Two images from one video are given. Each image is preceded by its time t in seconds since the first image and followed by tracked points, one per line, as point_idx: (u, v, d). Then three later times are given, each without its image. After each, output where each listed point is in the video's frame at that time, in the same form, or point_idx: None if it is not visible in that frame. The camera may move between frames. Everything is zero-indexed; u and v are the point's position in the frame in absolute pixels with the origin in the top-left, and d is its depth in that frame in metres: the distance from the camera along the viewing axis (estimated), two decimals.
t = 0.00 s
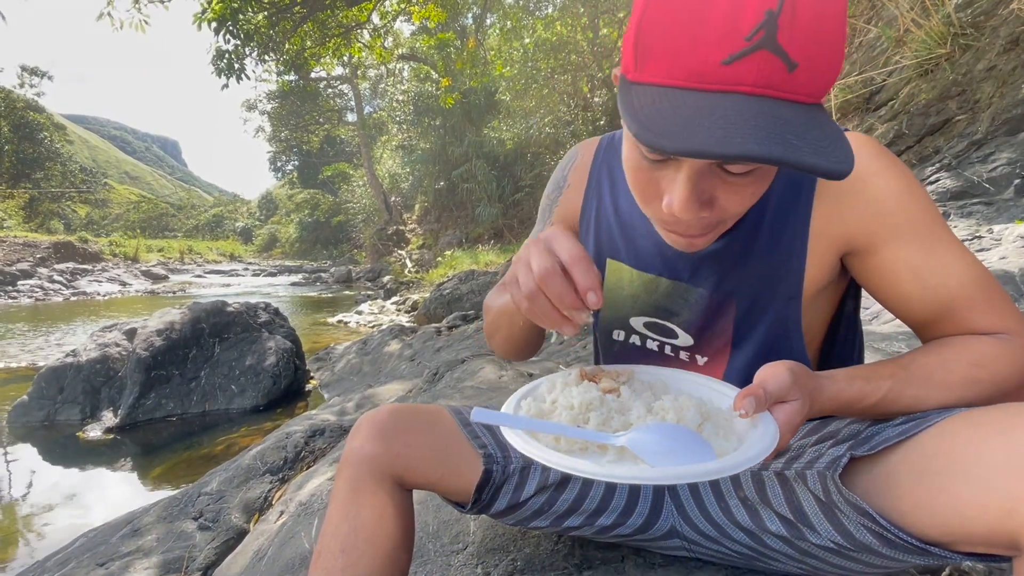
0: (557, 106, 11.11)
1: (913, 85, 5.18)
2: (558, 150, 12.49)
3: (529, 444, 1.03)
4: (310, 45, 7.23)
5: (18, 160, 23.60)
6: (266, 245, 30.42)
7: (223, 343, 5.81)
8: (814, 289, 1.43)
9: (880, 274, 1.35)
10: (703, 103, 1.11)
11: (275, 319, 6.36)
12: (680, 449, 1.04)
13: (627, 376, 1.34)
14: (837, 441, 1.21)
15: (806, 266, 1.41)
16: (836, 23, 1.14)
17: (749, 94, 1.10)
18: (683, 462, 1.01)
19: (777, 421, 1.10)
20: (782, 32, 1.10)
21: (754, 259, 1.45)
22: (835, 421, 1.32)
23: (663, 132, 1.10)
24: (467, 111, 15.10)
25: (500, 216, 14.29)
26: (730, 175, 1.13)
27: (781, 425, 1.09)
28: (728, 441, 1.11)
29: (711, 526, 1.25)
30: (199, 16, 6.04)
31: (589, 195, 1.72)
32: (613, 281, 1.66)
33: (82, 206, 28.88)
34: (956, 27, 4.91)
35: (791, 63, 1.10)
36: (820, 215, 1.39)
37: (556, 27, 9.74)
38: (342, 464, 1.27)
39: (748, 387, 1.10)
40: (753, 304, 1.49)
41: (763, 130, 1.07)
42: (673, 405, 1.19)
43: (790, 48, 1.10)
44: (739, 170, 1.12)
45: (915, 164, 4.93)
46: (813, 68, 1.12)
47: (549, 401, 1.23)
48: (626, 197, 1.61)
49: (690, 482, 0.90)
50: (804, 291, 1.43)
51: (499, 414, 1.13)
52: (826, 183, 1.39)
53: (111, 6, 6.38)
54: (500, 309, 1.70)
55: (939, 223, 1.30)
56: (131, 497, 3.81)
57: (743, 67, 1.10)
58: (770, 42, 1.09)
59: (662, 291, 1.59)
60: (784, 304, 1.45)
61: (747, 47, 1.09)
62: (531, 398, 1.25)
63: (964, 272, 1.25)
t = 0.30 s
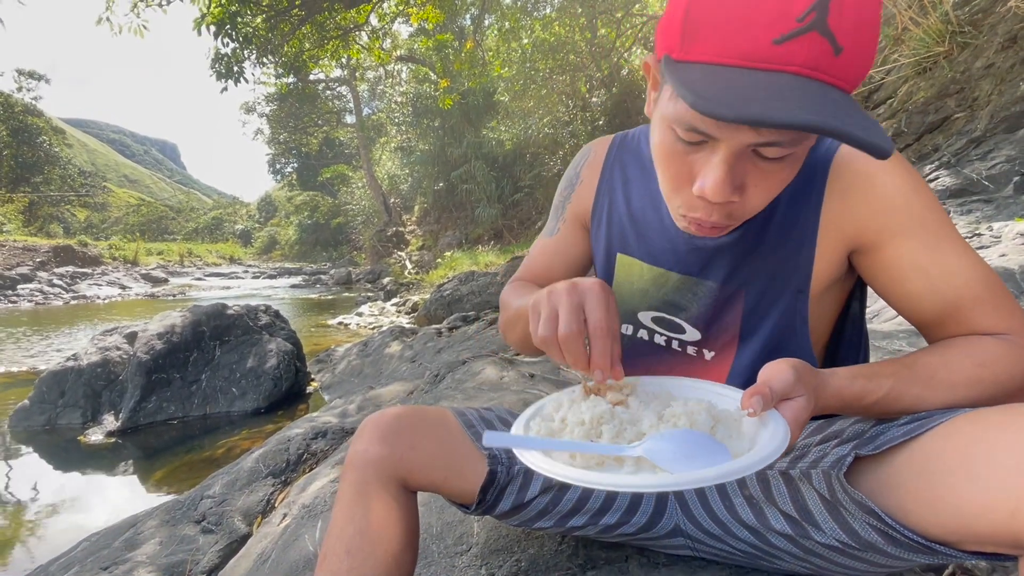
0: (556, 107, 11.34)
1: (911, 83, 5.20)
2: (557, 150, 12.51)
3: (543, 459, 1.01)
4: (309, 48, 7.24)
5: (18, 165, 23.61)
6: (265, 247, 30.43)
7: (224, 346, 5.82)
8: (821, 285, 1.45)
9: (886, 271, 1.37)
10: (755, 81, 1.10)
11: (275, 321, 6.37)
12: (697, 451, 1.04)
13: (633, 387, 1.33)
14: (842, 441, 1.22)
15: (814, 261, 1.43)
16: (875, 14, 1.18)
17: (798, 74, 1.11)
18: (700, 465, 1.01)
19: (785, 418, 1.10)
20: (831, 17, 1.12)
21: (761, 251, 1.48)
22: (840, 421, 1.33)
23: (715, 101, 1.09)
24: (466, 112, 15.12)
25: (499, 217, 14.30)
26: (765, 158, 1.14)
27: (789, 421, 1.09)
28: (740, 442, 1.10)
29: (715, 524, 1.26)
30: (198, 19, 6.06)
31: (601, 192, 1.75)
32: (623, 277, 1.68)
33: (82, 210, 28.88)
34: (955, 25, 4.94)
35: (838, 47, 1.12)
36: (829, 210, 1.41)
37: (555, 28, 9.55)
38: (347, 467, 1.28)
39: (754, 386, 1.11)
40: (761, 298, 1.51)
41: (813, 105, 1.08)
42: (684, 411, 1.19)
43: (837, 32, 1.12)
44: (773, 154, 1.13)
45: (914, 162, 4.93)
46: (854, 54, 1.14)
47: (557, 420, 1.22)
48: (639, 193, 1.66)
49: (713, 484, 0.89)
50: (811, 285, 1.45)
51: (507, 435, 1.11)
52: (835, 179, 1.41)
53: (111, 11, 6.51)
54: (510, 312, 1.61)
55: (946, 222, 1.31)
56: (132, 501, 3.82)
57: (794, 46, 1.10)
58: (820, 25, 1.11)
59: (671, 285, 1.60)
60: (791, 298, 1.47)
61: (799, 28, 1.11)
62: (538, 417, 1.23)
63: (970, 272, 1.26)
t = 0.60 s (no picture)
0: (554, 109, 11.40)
1: (908, 83, 5.21)
2: (555, 152, 12.51)
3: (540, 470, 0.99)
4: (307, 51, 7.25)
5: (16, 170, 23.61)
6: (264, 251, 30.42)
7: (223, 350, 5.81)
8: (823, 288, 1.44)
9: (887, 272, 1.36)
10: (792, 78, 1.10)
11: (275, 325, 6.36)
12: (694, 451, 1.03)
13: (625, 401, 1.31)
14: (840, 446, 1.22)
15: (816, 263, 1.43)
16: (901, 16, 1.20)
17: (834, 73, 1.12)
18: (700, 462, 1.00)
19: (777, 420, 1.10)
20: (867, 17, 1.13)
21: (761, 253, 1.48)
22: (839, 425, 1.32)
23: (757, 96, 1.08)
24: (464, 114, 15.14)
25: (498, 218, 14.30)
26: (790, 158, 1.15)
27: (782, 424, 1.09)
28: (735, 441, 1.09)
29: (713, 529, 1.25)
30: (194, 23, 6.06)
31: (604, 195, 1.75)
32: (627, 280, 1.68)
33: (81, 215, 28.85)
34: (951, 25, 4.97)
35: (871, 49, 1.14)
36: (831, 211, 1.41)
37: (552, 30, 9.45)
38: (343, 474, 1.27)
39: (743, 390, 1.11)
40: (762, 300, 1.50)
41: (852, 102, 1.09)
42: (678, 414, 1.18)
43: (873, 33, 1.13)
44: (798, 154, 1.14)
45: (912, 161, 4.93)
46: (885, 55, 1.16)
47: (552, 434, 1.19)
48: (643, 197, 1.66)
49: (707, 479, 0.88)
50: (813, 288, 1.44)
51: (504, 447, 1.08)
52: (838, 180, 1.41)
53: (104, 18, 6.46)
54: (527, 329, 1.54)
55: (947, 225, 1.32)
56: (131, 507, 3.81)
57: (831, 46, 1.11)
58: (857, 25, 1.12)
59: (676, 287, 1.60)
60: (793, 300, 1.46)
61: (837, 28, 1.11)
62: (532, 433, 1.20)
63: (970, 275, 1.26)
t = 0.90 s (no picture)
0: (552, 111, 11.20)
1: (904, 82, 5.22)
2: (552, 154, 12.52)
3: (545, 481, 0.97)
4: (304, 55, 7.26)
5: (15, 176, 23.61)
6: (263, 255, 30.42)
7: (222, 355, 5.80)
8: (822, 285, 1.44)
9: (886, 270, 1.36)
10: (800, 69, 1.10)
11: (274, 329, 6.36)
12: (698, 458, 1.03)
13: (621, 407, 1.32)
14: (840, 445, 1.21)
15: (815, 260, 1.43)
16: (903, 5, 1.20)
17: (841, 64, 1.11)
18: (706, 470, 1.00)
19: (778, 423, 1.09)
20: (872, 7, 1.13)
21: (760, 250, 1.48)
22: (837, 425, 1.32)
23: (767, 85, 1.07)
24: (462, 117, 15.16)
25: (497, 221, 14.31)
26: (796, 149, 1.14)
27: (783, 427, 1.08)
28: (738, 445, 1.10)
29: (712, 528, 1.25)
30: (192, 28, 6.08)
31: (602, 194, 1.74)
32: (626, 279, 1.67)
33: (80, 221, 28.83)
34: (946, 24, 4.99)
35: (876, 39, 1.13)
36: (829, 209, 1.40)
37: (549, 32, 9.47)
38: (340, 477, 1.26)
39: (744, 393, 1.10)
40: (761, 298, 1.50)
41: (862, 91, 1.08)
42: (680, 421, 1.18)
43: (877, 23, 1.13)
44: (804, 145, 1.13)
45: (909, 160, 4.94)
46: (888, 45, 1.16)
47: (552, 443, 1.19)
48: (642, 195, 1.66)
49: (714, 487, 0.87)
50: (812, 285, 1.44)
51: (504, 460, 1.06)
52: (837, 178, 1.41)
53: (104, 22, 6.54)
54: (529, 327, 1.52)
55: (945, 223, 1.31)
56: (130, 512, 3.80)
57: (837, 37, 1.11)
58: (862, 16, 1.12)
59: (675, 286, 1.60)
60: (792, 297, 1.46)
61: (843, 18, 1.11)
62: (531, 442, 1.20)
63: (968, 273, 1.26)
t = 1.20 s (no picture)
0: (549, 113, 11.32)
1: (900, 82, 5.23)
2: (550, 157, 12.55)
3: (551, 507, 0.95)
4: (302, 61, 7.27)
5: (13, 183, 23.62)
6: (262, 261, 30.40)
7: (221, 360, 5.79)
8: (821, 288, 1.43)
9: (886, 271, 1.35)
10: (798, 73, 1.09)
11: (272, 335, 6.35)
12: (706, 478, 1.02)
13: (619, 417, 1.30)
14: (843, 449, 1.21)
15: (814, 262, 1.42)
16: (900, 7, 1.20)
17: (841, 67, 1.11)
18: (714, 490, 0.99)
19: (782, 434, 1.08)
20: (871, 10, 1.13)
21: (760, 253, 1.47)
22: (840, 429, 1.31)
23: (767, 89, 1.07)
24: (460, 121, 15.19)
25: (495, 224, 14.31)
26: (795, 153, 1.14)
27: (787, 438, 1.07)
28: (744, 460, 1.09)
29: (715, 534, 1.23)
30: (190, 35, 6.13)
31: (601, 198, 1.74)
32: (625, 283, 1.66)
33: (78, 227, 28.82)
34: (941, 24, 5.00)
35: (875, 42, 1.13)
36: (827, 210, 1.40)
37: (546, 35, 9.58)
38: (339, 484, 1.25)
39: (748, 403, 1.09)
40: (761, 301, 1.49)
41: (862, 93, 1.08)
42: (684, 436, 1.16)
43: (876, 26, 1.13)
44: (803, 149, 1.13)
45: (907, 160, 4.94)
46: (887, 47, 1.16)
47: (554, 462, 1.16)
48: (640, 198, 1.66)
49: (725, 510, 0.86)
50: (811, 287, 1.43)
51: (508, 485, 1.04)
52: (835, 179, 1.40)
53: (101, 29, 6.56)
54: (536, 329, 1.51)
55: (944, 224, 1.31)
56: (129, 520, 3.78)
57: (837, 40, 1.10)
58: (861, 19, 1.12)
59: (675, 289, 1.59)
60: (792, 300, 1.45)
61: (841, 21, 1.11)
62: (533, 462, 1.17)
63: (968, 273, 1.26)
